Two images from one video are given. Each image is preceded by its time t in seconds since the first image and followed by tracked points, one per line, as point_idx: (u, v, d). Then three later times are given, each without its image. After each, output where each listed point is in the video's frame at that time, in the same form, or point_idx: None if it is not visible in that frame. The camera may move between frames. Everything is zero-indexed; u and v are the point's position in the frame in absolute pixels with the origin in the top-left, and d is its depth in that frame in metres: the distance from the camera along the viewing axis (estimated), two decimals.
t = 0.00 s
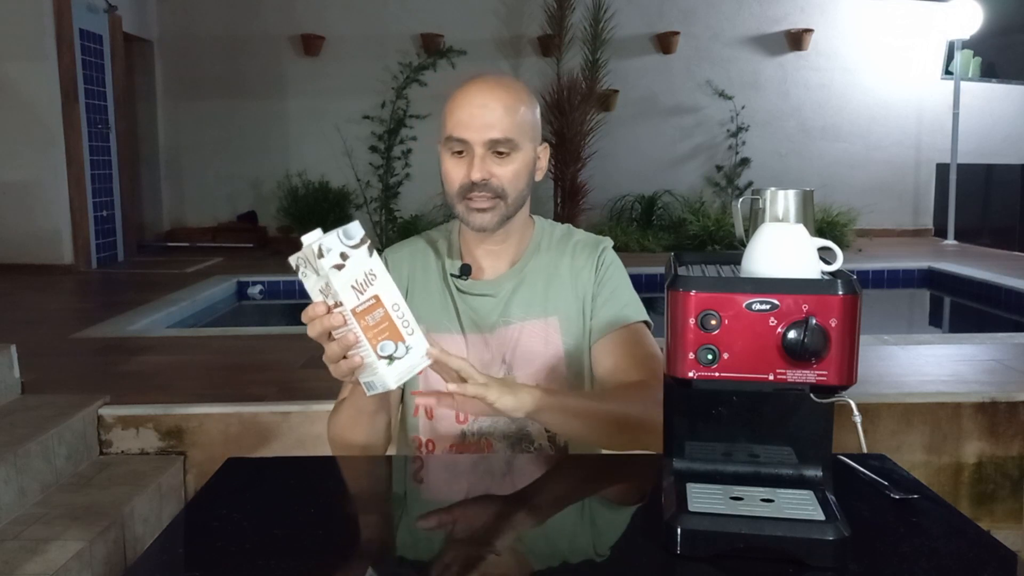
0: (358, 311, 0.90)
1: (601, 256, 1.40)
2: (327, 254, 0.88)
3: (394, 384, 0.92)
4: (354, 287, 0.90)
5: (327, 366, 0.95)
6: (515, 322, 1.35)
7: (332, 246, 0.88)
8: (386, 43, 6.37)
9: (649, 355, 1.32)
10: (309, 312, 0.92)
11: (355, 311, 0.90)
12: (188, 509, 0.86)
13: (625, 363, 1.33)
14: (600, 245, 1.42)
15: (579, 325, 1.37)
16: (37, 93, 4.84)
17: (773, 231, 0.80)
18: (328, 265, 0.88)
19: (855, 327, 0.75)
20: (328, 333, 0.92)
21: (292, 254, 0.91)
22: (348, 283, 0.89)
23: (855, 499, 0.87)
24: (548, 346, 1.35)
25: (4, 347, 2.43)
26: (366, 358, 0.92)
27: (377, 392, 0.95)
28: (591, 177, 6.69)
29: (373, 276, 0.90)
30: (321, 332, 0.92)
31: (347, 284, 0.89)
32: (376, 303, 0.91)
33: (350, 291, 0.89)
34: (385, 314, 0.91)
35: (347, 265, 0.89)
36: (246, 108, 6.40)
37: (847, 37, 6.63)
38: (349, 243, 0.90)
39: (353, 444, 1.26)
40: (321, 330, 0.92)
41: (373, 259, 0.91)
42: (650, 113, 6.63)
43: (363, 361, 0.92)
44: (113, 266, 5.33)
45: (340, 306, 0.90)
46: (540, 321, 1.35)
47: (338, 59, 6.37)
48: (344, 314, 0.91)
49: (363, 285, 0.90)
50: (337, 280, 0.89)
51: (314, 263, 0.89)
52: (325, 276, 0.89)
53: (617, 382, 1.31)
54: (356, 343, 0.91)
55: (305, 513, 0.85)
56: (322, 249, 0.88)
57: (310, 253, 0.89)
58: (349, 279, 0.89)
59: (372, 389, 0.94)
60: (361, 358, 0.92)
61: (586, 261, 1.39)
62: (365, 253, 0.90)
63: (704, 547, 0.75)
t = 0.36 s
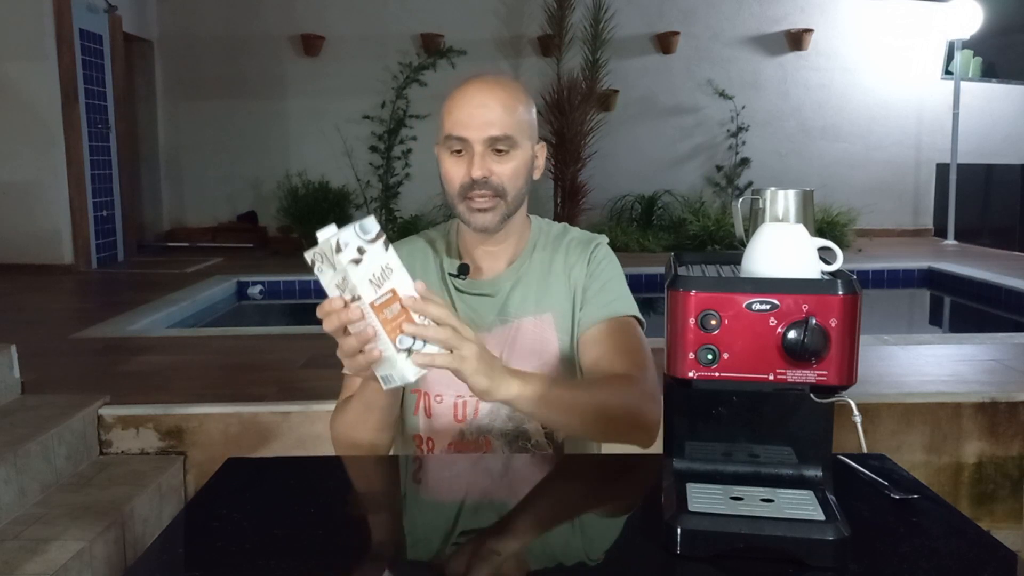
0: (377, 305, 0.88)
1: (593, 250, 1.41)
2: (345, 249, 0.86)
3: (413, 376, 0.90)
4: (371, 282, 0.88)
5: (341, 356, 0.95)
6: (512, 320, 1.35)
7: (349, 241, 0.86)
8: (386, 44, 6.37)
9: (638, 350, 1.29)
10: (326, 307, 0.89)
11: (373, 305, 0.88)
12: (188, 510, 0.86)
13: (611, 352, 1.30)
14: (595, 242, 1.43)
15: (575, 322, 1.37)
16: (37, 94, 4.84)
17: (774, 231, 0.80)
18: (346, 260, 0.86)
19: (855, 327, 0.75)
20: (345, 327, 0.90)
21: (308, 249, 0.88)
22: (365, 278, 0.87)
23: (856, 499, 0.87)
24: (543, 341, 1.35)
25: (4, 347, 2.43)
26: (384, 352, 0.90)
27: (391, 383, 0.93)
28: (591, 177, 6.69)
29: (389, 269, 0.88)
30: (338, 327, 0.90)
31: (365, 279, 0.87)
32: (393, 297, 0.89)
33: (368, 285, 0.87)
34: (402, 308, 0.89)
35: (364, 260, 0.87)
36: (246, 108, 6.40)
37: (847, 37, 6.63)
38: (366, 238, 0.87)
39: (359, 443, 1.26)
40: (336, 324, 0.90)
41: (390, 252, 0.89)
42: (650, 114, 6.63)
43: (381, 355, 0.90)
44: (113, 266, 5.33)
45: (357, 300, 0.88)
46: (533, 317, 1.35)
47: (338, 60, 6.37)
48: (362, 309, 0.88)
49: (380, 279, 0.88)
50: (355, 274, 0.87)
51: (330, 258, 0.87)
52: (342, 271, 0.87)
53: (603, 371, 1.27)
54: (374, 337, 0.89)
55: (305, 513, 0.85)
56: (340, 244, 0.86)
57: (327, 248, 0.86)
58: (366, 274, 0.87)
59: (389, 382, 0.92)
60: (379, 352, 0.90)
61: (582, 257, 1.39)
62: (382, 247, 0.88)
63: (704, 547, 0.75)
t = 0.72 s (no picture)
0: (345, 317, 0.88)
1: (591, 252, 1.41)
2: (317, 257, 0.87)
3: (376, 393, 0.90)
4: (342, 292, 0.88)
5: (313, 371, 0.95)
6: (507, 322, 1.35)
7: (322, 250, 0.87)
8: (386, 44, 6.37)
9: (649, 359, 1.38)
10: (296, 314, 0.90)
11: (341, 317, 0.88)
12: (188, 509, 0.86)
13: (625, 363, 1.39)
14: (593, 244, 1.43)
15: (574, 325, 1.38)
16: (37, 94, 4.84)
17: (773, 231, 0.80)
18: (317, 269, 0.87)
19: (855, 327, 0.75)
20: (314, 336, 0.91)
21: (281, 258, 0.90)
22: (336, 288, 0.88)
23: (855, 499, 0.87)
24: (542, 343, 1.35)
25: (4, 347, 2.43)
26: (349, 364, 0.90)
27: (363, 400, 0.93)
28: (591, 177, 6.69)
29: (361, 281, 0.88)
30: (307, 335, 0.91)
31: (334, 288, 0.88)
32: (363, 309, 0.89)
33: (338, 295, 0.88)
34: (371, 321, 0.89)
35: (335, 270, 0.87)
36: (246, 108, 6.40)
37: (847, 37, 6.63)
38: (340, 247, 0.88)
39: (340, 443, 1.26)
40: (307, 333, 0.91)
41: (364, 265, 0.89)
42: (650, 113, 6.63)
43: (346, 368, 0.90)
44: (113, 266, 5.33)
45: (325, 310, 0.89)
46: (533, 321, 1.35)
47: (338, 59, 6.37)
48: (329, 319, 0.89)
49: (351, 289, 0.88)
50: (325, 284, 0.87)
51: (302, 267, 0.88)
52: (312, 280, 0.88)
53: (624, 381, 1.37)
54: (340, 350, 0.89)
55: (306, 511, 0.85)
56: (312, 251, 0.87)
57: (299, 257, 0.87)
58: (336, 284, 0.88)
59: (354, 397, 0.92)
60: (345, 364, 0.90)
61: (580, 259, 1.39)
62: (356, 259, 0.88)
63: (704, 547, 0.75)
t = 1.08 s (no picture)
0: (352, 354, 0.89)
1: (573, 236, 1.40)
2: (322, 298, 0.87)
3: (386, 425, 0.92)
4: (347, 330, 0.89)
5: (314, 399, 0.94)
6: (499, 318, 1.32)
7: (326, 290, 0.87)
8: (386, 44, 6.37)
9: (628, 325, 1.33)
10: (298, 351, 0.90)
11: (348, 354, 0.89)
12: (188, 509, 0.86)
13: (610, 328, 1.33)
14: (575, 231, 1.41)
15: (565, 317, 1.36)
16: (37, 94, 4.84)
17: (773, 231, 0.80)
18: (322, 309, 0.87)
19: (855, 327, 0.75)
20: (318, 371, 0.91)
21: (283, 293, 0.88)
22: (341, 327, 0.88)
23: (855, 499, 0.87)
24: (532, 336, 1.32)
25: (4, 347, 2.43)
26: (357, 399, 0.91)
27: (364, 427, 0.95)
28: (591, 177, 6.69)
29: (366, 317, 0.90)
30: (311, 371, 0.90)
31: (341, 328, 0.88)
32: (369, 344, 0.91)
33: (344, 334, 0.88)
34: (377, 355, 0.91)
35: (340, 308, 0.88)
36: (246, 108, 6.40)
37: (847, 37, 6.63)
38: (342, 285, 0.89)
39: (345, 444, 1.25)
40: (310, 369, 0.90)
41: (365, 299, 0.91)
42: (650, 113, 6.63)
43: (354, 402, 0.92)
44: (113, 266, 5.33)
45: (332, 348, 0.89)
46: (522, 313, 1.33)
47: (338, 60, 6.37)
48: (337, 356, 0.89)
49: (356, 327, 0.89)
50: (331, 323, 0.87)
51: (305, 305, 0.87)
52: (318, 319, 0.87)
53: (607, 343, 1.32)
54: (348, 384, 0.90)
55: (306, 512, 0.85)
56: (317, 293, 0.86)
57: (303, 297, 0.86)
58: (343, 322, 0.88)
59: (361, 425, 0.94)
60: (352, 399, 0.91)
61: (564, 248, 1.39)
62: (358, 293, 0.90)
63: (704, 547, 0.76)
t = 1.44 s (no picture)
0: (352, 365, 0.89)
1: (550, 231, 1.39)
2: (325, 309, 0.86)
3: (382, 436, 0.92)
4: (348, 342, 0.88)
5: (309, 408, 0.93)
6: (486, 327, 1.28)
7: (329, 301, 0.86)
8: (386, 44, 6.37)
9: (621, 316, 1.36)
10: (297, 361, 0.89)
11: (349, 366, 0.89)
12: (187, 510, 0.86)
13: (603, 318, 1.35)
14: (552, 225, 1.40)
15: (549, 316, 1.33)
16: (37, 94, 4.84)
17: (772, 231, 0.80)
18: (325, 320, 0.86)
19: (855, 327, 0.75)
20: (316, 382, 0.90)
21: (284, 302, 0.88)
22: (343, 338, 0.88)
23: (855, 499, 0.87)
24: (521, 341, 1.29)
25: (4, 347, 2.43)
26: (355, 410, 0.91)
27: (359, 438, 0.94)
28: (591, 177, 6.69)
29: (366, 330, 0.90)
30: (309, 381, 0.90)
31: (342, 339, 0.88)
32: (369, 356, 0.90)
33: (345, 346, 0.88)
34: (376, 367, 0.91)
35: (342, 320, 0.87)
36: (246, 108, 6.40)
37: (847, 37, 6.64)
38: (345, 297, 0.88)
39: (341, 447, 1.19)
40: (308, 378, 0.90)
41: (367, 313, 0.90)
42: (650, 114, 6.63)
43: (351, 413, 0.91)
44: (113, 266, 5.33)
45: (332, 359, 0.89)
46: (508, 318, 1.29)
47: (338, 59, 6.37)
48: (336, 367, 0.89)
49: (357, 339, 0.89)
50: (333, 334, 0.87)
51: (308, 316, 0.87)
52: (319, 329, 0.87)
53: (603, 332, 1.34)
54: (347, 396, 0.90)
55: (305, 512, 0.85)
56: (321, 305, 0.86)
57: (307, 308, 0.86)
58: (344, 334, 0.88)
59: (356, 436, 0.94)
60: (350, 410, 0.91)
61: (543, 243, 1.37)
62: (359, 306, 0.89)
63: (704, 547, 0.75)
